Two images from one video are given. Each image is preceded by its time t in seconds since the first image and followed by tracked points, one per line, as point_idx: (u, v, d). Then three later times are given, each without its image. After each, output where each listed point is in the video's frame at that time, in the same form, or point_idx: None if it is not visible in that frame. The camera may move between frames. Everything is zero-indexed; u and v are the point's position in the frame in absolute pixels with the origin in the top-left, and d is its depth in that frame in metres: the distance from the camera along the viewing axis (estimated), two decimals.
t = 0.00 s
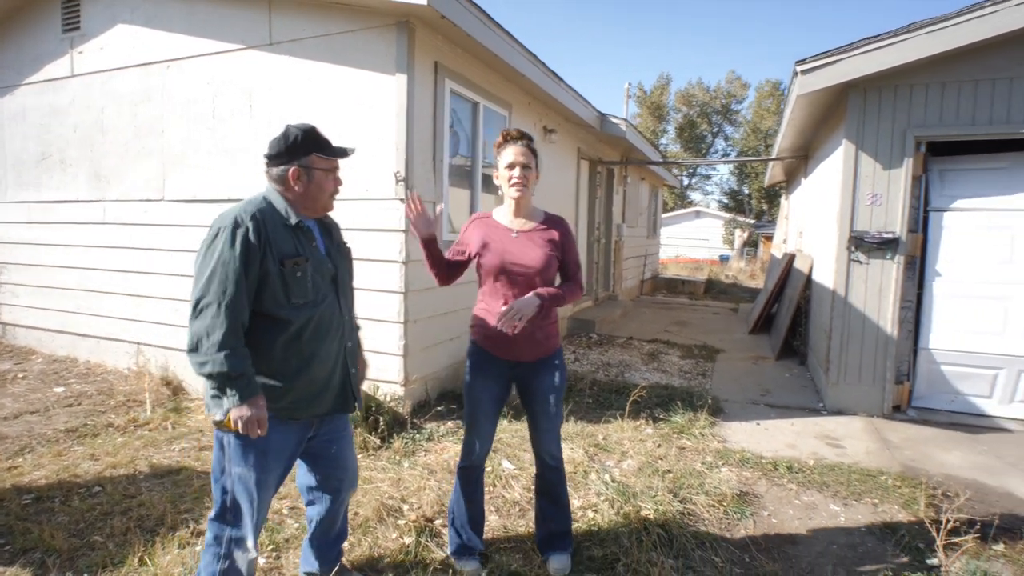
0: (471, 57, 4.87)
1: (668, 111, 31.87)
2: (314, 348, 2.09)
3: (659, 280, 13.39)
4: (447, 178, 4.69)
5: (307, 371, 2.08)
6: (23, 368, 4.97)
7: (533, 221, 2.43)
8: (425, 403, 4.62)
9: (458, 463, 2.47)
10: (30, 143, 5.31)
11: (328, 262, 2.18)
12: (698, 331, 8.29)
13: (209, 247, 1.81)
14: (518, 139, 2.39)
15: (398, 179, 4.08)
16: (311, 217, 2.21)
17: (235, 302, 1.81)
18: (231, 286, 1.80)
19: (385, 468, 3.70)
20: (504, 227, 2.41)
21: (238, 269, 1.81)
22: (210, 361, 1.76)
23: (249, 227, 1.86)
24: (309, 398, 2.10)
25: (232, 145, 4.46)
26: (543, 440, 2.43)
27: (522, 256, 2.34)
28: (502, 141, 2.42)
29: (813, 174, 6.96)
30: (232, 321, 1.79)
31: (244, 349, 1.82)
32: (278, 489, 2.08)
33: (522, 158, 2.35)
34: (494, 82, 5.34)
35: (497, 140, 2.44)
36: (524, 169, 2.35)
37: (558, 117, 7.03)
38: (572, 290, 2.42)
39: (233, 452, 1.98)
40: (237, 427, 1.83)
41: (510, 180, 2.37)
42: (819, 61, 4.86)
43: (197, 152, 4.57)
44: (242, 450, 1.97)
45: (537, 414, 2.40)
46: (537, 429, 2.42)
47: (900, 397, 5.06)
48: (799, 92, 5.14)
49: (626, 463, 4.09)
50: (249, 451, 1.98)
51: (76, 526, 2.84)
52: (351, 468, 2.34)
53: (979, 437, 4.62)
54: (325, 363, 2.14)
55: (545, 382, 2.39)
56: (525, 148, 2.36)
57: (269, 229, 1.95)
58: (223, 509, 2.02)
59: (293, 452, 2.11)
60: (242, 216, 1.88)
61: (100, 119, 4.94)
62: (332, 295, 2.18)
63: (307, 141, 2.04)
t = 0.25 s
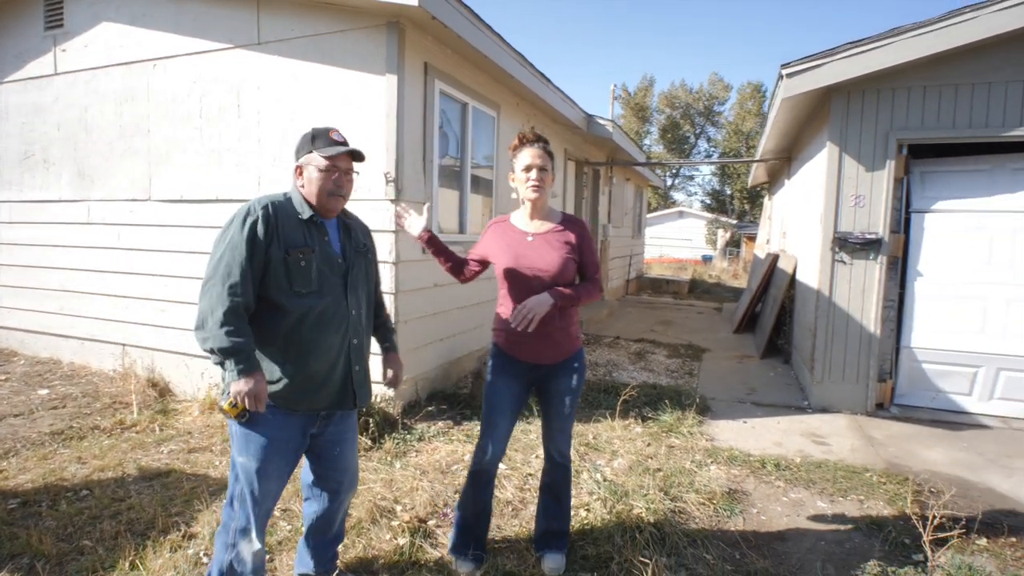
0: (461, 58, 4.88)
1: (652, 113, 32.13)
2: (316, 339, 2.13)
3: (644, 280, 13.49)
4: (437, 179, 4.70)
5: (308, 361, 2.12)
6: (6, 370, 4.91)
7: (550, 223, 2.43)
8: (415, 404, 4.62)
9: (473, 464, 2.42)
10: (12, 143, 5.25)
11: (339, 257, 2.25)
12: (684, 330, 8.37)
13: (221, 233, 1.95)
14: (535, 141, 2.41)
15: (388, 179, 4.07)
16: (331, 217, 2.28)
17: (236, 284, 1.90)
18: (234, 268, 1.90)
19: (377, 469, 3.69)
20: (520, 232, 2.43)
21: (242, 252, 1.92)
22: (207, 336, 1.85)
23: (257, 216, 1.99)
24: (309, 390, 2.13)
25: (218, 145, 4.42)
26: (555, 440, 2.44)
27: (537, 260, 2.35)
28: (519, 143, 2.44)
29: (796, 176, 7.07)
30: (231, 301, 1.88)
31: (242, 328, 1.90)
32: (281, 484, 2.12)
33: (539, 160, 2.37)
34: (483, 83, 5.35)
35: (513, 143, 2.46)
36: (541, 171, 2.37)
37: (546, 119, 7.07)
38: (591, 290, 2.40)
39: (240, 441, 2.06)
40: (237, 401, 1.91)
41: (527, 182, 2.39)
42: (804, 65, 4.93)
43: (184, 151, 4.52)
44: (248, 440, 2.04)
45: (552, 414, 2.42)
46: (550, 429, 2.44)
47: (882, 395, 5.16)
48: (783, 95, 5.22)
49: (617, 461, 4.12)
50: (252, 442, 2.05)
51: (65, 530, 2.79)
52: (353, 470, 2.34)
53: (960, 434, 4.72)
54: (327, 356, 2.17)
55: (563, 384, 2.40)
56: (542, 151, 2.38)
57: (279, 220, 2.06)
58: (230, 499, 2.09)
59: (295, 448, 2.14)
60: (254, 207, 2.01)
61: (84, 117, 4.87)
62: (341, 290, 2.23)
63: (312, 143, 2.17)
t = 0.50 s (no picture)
0: (462, 59, 4.88)
1: (647, 113, 32.20)
2: (315, 335, 2.13)
3: (641, 279, 13.53)
4: (439, 180, 4.70)
5: (307, 358, 2.13)
6: (9, 372, 4.91)
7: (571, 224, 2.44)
8: (418, 404, 4.62)
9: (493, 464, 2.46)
10: (14, 142, 5.23)
11: (349, 255, 2.24)
12: (683, 329, 8.40)
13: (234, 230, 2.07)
14: (555, 143, 2.41)
15: (391, 180, 4.07)
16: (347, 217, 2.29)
17: (236, 278, 1.99)
18: (235, 263, 1.99)
19: (382, 469, 3.69)
20: (542, 232, 2.44)
21: (244, 249, 2.01)
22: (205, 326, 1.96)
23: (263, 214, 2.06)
24: (307, 386, 2.13)
25: (220, 146, 4.41)
26: (569, 440, 2.46)
27: (559, 260, 2.36)
28: (539, 145, 2.44)
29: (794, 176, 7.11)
30: (227, 295, 1.96)
31: (236, 321, 1.96)
32: (290, 484, 2.12)
33: (560, 163, 2.37)
34: (484, 84, 5.36)
35: (534, 145, 2.46)
36: (562, 174, 2.37)
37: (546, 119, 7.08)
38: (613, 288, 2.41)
39: (251, 437, 2.13)
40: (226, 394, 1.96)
41: (548, 185, 2.39)
42: (804, 67, 4.95)
43: (186, 151, 4.51)
44: (257, 434, 2.11)
45: (567, 414, 2.44)
46: (565, 429, 2.46)
47: (882, 394, 5.20)
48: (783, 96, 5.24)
49: (620, 461, 4.13)
50: (259, 436, 2.11)
51: (73, 531, 2.78)
52: (363, 474, 2.33)
53: (959, 433, 4.76)
54: (328, 352, 2.16)
55: (580, 385, 2.41)
56: (563, 153, 2.38)
57: (287, 218, 2.12)
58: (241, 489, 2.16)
59: (303, 447, 2.16)
60: (264, 206, 2.10)
61: (86, 118, 4.86)
62: (349, 287, 2.22)
63: (322, 147, 2.21)
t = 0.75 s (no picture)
0: (468, 59, 4.87)
1: (647, 113, 32.23)
2: (314, 336, 2.10)
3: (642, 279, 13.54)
4: (445, 181, 4.69)
5: (306, 358, 2.09)
6: (16, 371, 4.93)
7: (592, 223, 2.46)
8: (424, 404, 4.61)
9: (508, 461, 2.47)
10: (20, 143, 5.22)
11: (352, 255, 2.20)
12: (686, 329, 8.41)
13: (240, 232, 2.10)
14: (574, 142, 2.43)
15: (398, 180, 4.07)
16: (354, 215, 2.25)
17: (237, 278, 2.01)
18: (236, 264, 2.01)
19: (390, 469, 3.68)
20: (562, 231, 2.44)
21: (245, 250, 2.03)
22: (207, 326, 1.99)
23: (265, 214, 2.07)
24: (307, 387, 2.10)
25: (226, 147, 4.40)
26: (581, 439, 2.46)
27: (580, 259, 2.36)
28: (558, 145, 2.47)
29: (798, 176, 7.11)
30: (226, 295, 1.98)
31: (234, 321, 1.98)
32: (294, 485, 2.12)
33: (580, 161, 2.39)
34: (489, 84, 5.36)
35: (553, 145, 2.49)
36: (582, 172, 2.39)
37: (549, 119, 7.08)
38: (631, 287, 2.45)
39: (258, 436, 2.13)
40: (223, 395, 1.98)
41: (569, 183, 2.41)
42: (809, 67, 4.96)
43: (191, 151, 4.51)
44: (262, 435, 2.10)
45: (581, 414, 2.44)
46: (578, 428, 2.46)
47: (887, 394, 5.21)
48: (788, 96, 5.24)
49: (627, 460, 4.13)
50: (267, 436, 2.11)
51: (83, 530, 2.78)
52: (369, 477, 2.30)
53: (965, 433, 4.77)
54: (327, 353, 2.12)
55: (594, 384, 2.41)
56: (583, 151, 2.40)
57: (290, 218, 2.11)
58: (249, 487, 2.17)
59: (307, 449, 2.15)
60: (267, 207, 2.11)
61: (92, 118, 4.86)
62: (351, 287, 2.17)
63: (325, 146, 2.18)
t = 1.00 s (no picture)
0: (475, 59, 4.87)
1: (648, 113, 32.24)
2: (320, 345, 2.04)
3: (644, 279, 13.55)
4: (451, 181, 4.69)
5: (312, 369, 2.03)
6: (24, 369, 4.95)
7: (608, 222, 2.46)
8: (431, 403, 4.61)
9: (521, 461, 2.48)
10: (27, 143, 5.23)
11: (350, 259, 2.13)
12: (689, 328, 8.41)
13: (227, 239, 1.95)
14: (589, 142, 2.45)
15: (405, 180, 4.06)
16: (341, 216, 2.18)
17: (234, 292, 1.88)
18: (231, 275, 1.88)
19: (398, 468, 3.69)
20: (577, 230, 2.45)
21: (239, 259, 1.89)
22: (204, 344, 1.85)
23: (257, 220, 1.94)
24: (315, 398, 2.05)
25: (233, 146, 4.40)
26: (593, 439, 2.46)
27: (595, 259, 2.36)
28: (572, 146, 2.49)
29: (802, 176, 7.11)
30: (224, 309, 1.85)
31: (235, 337, 1.86)
32: (296, 494, 2.06)
33: (595, 161, 2.40)
34: (495, 84, 5.36)
35: (568, 146, 2.50)
36: (598, 171, 2.40)
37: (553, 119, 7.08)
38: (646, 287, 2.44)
39: (256, 446, 2.04)
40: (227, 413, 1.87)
41: (584, 183, 2.42)
42: (815, 67, 4.96)
43: (198, 151, 4.51)
44: (261, 445, 2.02)
45: (592, 414, 2.44)
46: (589, 429, 2.46)
47: (893, 393, 5.21)
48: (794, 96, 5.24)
49: (635, 460, 4.13)
50: (264, 447, 2.02)
51: (95, 528, 2.78)
52: (374, 481, 2.27)
53: (971, 432, 4.77)
54: (333, 362, 2.07)
55: (606, 384, 2.42)
56: (598, 151, 2.41)
57: (283, 222, 2.00)
58: (245, 498, 2.09)
59: (309, 456, 2.08)
60: (256, 211, 1.97)
61: (99, 118, 4.86)
62: (351, 293, 2.12)
63: (311, 143, 2.10)
